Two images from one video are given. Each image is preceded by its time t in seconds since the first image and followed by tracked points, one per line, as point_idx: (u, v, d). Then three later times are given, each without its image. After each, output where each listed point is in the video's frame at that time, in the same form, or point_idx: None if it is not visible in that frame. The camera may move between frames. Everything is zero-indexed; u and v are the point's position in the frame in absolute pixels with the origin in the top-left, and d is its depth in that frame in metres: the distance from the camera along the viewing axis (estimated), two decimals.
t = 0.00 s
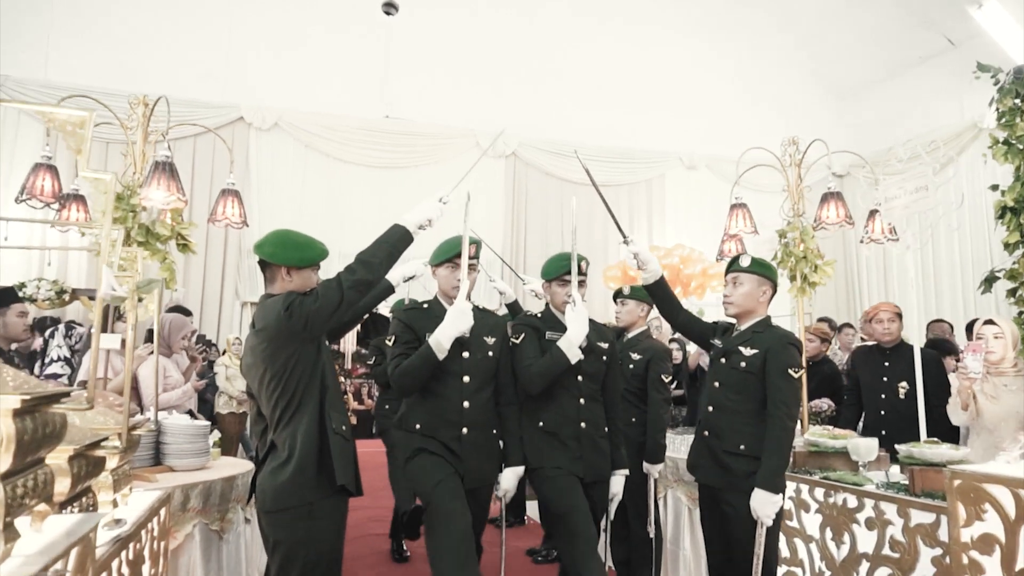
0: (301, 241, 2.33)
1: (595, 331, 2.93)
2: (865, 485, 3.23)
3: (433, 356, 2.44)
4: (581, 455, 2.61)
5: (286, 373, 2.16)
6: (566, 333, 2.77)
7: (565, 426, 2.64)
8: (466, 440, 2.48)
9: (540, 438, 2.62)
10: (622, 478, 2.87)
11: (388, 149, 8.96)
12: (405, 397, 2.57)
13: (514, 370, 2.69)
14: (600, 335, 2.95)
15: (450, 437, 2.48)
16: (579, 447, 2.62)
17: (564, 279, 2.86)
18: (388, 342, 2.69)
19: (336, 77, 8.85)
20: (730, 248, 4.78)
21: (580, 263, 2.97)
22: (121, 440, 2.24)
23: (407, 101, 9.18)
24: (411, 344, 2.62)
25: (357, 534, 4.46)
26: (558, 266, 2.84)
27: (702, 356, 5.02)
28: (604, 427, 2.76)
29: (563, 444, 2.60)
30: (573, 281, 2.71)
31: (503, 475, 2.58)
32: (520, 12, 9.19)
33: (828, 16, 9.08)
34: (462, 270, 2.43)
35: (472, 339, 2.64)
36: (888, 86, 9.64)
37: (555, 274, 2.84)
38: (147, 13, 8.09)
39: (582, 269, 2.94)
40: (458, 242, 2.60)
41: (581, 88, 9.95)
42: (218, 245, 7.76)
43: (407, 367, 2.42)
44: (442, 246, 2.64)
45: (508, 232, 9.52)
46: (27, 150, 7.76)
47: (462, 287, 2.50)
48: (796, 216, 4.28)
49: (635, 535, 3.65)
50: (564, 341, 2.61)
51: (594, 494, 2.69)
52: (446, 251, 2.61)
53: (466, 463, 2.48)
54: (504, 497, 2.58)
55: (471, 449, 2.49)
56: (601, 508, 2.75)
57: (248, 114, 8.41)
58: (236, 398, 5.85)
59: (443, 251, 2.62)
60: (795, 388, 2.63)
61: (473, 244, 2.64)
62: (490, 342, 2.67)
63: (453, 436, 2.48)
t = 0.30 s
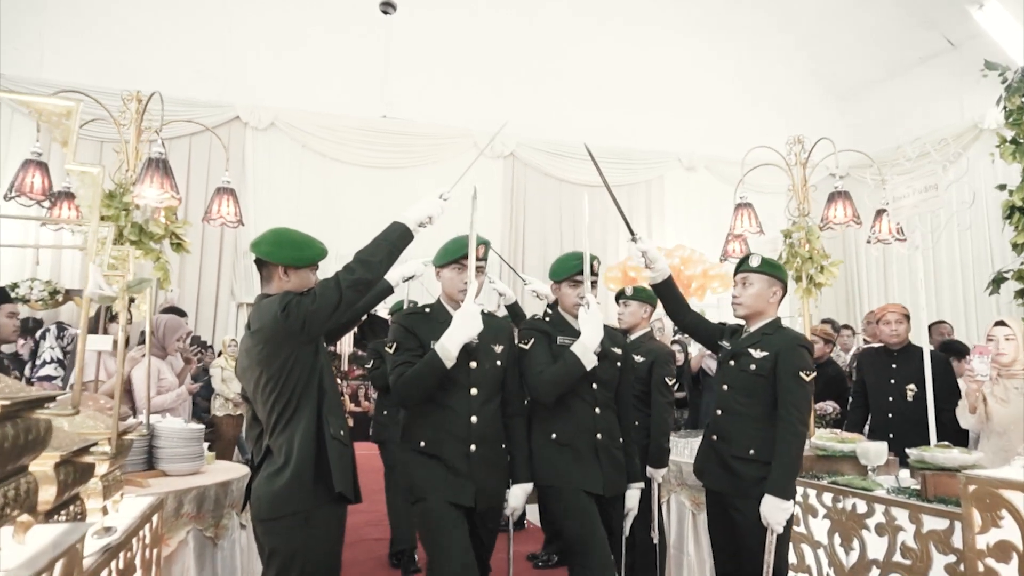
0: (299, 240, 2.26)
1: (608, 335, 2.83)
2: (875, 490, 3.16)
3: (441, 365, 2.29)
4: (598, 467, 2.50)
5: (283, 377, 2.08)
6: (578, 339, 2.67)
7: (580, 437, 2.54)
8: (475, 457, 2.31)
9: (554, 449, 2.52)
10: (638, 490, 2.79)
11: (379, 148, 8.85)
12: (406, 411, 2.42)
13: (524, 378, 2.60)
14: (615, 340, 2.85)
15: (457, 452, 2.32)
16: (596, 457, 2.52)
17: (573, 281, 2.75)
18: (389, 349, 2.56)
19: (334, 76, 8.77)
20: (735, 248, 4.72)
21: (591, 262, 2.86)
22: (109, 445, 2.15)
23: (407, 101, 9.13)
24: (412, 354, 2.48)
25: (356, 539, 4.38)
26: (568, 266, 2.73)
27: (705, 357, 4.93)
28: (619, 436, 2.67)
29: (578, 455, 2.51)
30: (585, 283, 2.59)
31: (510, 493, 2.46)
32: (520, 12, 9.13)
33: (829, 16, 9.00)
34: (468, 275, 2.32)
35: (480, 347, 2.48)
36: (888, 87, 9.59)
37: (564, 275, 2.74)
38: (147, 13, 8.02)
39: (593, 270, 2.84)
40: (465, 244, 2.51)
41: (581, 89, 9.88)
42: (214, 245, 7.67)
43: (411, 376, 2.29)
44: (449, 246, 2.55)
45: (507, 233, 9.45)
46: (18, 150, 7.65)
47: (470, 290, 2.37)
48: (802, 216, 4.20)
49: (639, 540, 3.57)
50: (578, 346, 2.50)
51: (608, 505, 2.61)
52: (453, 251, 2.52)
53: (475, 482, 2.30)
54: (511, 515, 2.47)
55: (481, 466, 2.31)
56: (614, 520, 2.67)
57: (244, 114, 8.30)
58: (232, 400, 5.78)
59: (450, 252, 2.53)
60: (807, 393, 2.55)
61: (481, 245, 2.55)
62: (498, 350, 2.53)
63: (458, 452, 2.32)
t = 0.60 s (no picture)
0: (295, 239, 2.19)
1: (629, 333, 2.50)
2: (881, 495, 3.10)
3: (449, 365, 1.95)
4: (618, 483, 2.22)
5: (277, 382, 2.01)
6: (597, 336, 2.33)
7: (597, 447, 2.27)
8: (483, 474, 1.99)
9: (567, 461, 2.24)
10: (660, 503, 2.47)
11: (376, 149, 8.77)
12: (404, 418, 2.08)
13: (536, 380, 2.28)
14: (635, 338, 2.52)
15: (464, 469, 2.00)
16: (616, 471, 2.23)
17: (590, 273, 2.40)
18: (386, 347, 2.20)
19: (331, 75, 8.70)
20: (736, 249, 4.66)
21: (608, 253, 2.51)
22: (99, 451, 2.00)
23: (405, 102, 9.05)
24: (413, 350, 2.12)
25: (355, 544, 4.29)
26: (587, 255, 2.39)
27: (707, 359, 4.88)
28: (640, 446, 2.36)
29: (596, 469, 2.23)
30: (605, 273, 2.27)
31: (520, 507, 2.18)
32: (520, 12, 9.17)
33: (829, 16, 9.00)
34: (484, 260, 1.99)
35: (489, 347, 2.15)
36: (887, 88, 9.54)
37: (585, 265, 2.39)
38: (143, 11, 7.96)
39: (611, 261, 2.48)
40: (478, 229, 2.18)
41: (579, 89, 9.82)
42: (208, 245, 7.59)
43: (419, 375, 1.94)
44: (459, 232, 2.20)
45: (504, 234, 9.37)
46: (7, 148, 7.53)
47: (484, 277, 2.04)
48: (805, 216, 4.17)
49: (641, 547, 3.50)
50: (598, 346, 2.18)
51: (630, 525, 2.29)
52: (466, 237, 2.17)
53: (482, 502, 1.97)
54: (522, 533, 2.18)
55: (487, 485, 1.99)
56: (636, 544, 2.35)
57: (239, 114, 8.19)
58: (225, 402, 5.70)
59: (461, 238, 2.18)
60: (816, 396, 2.51)
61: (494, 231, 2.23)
62: (510, 350, 2.19)
63: (462, 470, 1.99)
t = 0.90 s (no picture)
0: (292, 239, 2.13)
1: (648, 326, 2.18)
2: (888, 500, 3.05)
3: (455, 357, 1.64)
4: (637, 491, 1.93)
5: (274, 387, 1.95)
6: (614, 331, 2.04)
7: (615, 450, 1.98)
8: (496, 481, 1.67)
9: (580, 467, 1.97)
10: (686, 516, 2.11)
11: (366, 149, 8.66)
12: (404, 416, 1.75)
13: (549, 376, 1.99)
14: (655, 334, 2.21)
15: (476, 474, 1.68)
16: (634, 478, 1.94)
17: (607, 261, 2.10)
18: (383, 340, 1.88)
19: (328, 75, 8.63)
20: (736, 252, 4.57)
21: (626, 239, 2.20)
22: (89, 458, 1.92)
23: (401, 102, 8.98)
24: (422, 340, 1.81)
25: (352, 550, 4.20)
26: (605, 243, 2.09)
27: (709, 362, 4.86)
28: (661, 451, 2.08)
29: (613, 477, 1.94)
30: (621, 262, 1.99)
31: (536, 512, 1.90)
32: (520, 12, 9.27)
33: (830, 15, 9.02)
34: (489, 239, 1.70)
35: (499, 339, 1.83)
36: (885, 90, 9.50)
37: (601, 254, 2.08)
38: (137, 9, 7.88)
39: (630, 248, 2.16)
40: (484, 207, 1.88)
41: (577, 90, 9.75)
42: (202, 245, 7.51)
43: (424, 370, 1.63)
44: (461, 212, 1.90)
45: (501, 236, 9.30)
46: None
47: (489, 259, 1.74)
48: (807, 218, 4.12)
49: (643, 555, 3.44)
50: (613, 340, 1.89)
51: (656, 539, 1.96)
52: (469, 217, 1.87)
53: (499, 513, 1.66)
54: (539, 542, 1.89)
55: (502, 493, 1.67)
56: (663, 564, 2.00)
57: (234, 114, 8.10)
58: (219, 405, 5.64)
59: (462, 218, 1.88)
60: (824, 399, 2.48)
61: (501, 210, 1.92)
62: (523, 342, 1.87)
63: (476, 475, 1.68)
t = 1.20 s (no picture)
0: (289, 240, 2.07)
1: (666, 327, 2.09)
2: (894, 506, 3.00)
3: (463, 356, 1.55)
4: (656, 503, 1.82)
5: (271, 393, 1.89)
6: (631, 331, 1.95)
7: (632, 460, 1.87)
8: (505, 490, 1.60)
9: (596, 477, 1.88)
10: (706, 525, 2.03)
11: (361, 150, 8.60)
12: (411, 418, 1.69)
13: (563, 381, 1.89)
14: (673, 334, 2.12)
15: (484, 484, 1.61)
16: (652, 490, 1.83)
17: (622, 258, 2.01)
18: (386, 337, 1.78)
19: (323, 76, 8.57)
20: (739, 254, 4.52)
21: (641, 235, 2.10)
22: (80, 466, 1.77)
23: (396, 102, 8.93)
24: (427, 335, 1.72)
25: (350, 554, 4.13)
26: (619, 239, 1.99)
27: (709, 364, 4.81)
28: (680, 459, 1.97)
29: (630, 486, 1.84)
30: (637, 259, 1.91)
31: (552, 529, 1.75)
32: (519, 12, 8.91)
33: (829, 16, 8.81)
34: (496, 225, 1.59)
35: (509, 340, 1.75)
36: (882, 92, 9.49)
37: (615, 251, 1.99)
38: (130, 8, 7.79)
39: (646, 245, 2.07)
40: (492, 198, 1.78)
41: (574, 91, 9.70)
42: (197, 246, 7.44)
43: (425, 369, 1.54)
44: (467, 203, 1.80)
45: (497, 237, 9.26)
46: None
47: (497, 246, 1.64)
48: (810, 220, 4.08)
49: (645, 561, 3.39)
50: (631, 342, 1.81)
51: (677, 554, 1.86)
52: (474, 208, 1.77)
53: (508, 523, 1.59)
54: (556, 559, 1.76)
55: (510, 503, 1.60)
56: None
57: (229, 114, 8.03)
58: (211, 408, 5.58)
59: (468, 209, 1.78)
60: (832, 404, 2.45)
61: (509, 201, 1.83)
62: (534, 343, 1.79)
63: (484, 486, 1.61)
